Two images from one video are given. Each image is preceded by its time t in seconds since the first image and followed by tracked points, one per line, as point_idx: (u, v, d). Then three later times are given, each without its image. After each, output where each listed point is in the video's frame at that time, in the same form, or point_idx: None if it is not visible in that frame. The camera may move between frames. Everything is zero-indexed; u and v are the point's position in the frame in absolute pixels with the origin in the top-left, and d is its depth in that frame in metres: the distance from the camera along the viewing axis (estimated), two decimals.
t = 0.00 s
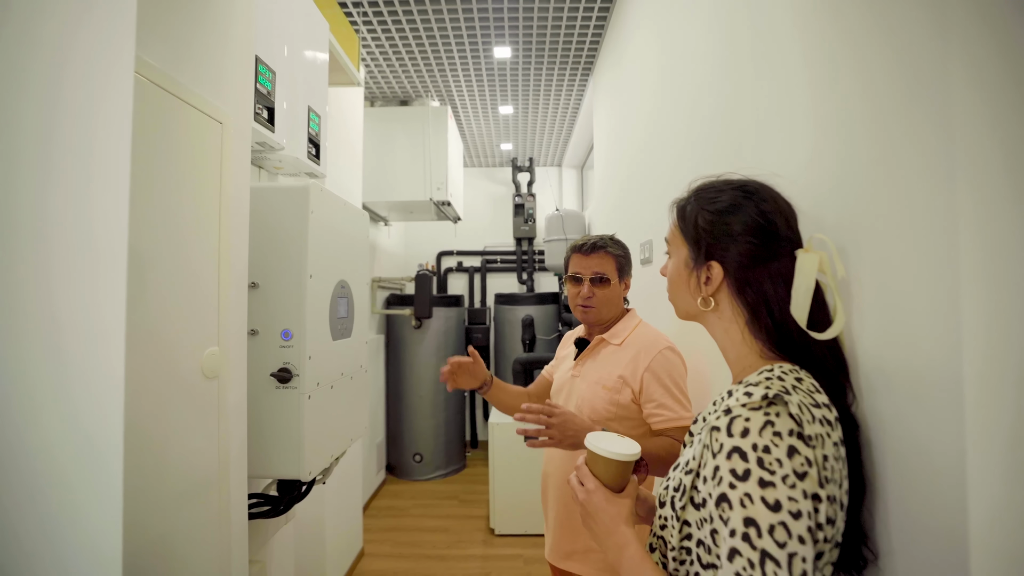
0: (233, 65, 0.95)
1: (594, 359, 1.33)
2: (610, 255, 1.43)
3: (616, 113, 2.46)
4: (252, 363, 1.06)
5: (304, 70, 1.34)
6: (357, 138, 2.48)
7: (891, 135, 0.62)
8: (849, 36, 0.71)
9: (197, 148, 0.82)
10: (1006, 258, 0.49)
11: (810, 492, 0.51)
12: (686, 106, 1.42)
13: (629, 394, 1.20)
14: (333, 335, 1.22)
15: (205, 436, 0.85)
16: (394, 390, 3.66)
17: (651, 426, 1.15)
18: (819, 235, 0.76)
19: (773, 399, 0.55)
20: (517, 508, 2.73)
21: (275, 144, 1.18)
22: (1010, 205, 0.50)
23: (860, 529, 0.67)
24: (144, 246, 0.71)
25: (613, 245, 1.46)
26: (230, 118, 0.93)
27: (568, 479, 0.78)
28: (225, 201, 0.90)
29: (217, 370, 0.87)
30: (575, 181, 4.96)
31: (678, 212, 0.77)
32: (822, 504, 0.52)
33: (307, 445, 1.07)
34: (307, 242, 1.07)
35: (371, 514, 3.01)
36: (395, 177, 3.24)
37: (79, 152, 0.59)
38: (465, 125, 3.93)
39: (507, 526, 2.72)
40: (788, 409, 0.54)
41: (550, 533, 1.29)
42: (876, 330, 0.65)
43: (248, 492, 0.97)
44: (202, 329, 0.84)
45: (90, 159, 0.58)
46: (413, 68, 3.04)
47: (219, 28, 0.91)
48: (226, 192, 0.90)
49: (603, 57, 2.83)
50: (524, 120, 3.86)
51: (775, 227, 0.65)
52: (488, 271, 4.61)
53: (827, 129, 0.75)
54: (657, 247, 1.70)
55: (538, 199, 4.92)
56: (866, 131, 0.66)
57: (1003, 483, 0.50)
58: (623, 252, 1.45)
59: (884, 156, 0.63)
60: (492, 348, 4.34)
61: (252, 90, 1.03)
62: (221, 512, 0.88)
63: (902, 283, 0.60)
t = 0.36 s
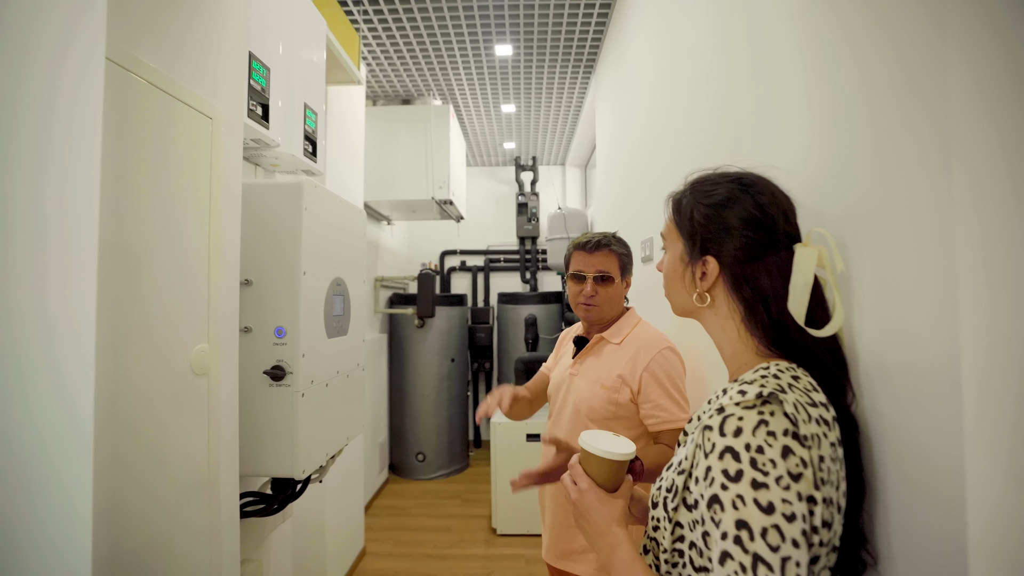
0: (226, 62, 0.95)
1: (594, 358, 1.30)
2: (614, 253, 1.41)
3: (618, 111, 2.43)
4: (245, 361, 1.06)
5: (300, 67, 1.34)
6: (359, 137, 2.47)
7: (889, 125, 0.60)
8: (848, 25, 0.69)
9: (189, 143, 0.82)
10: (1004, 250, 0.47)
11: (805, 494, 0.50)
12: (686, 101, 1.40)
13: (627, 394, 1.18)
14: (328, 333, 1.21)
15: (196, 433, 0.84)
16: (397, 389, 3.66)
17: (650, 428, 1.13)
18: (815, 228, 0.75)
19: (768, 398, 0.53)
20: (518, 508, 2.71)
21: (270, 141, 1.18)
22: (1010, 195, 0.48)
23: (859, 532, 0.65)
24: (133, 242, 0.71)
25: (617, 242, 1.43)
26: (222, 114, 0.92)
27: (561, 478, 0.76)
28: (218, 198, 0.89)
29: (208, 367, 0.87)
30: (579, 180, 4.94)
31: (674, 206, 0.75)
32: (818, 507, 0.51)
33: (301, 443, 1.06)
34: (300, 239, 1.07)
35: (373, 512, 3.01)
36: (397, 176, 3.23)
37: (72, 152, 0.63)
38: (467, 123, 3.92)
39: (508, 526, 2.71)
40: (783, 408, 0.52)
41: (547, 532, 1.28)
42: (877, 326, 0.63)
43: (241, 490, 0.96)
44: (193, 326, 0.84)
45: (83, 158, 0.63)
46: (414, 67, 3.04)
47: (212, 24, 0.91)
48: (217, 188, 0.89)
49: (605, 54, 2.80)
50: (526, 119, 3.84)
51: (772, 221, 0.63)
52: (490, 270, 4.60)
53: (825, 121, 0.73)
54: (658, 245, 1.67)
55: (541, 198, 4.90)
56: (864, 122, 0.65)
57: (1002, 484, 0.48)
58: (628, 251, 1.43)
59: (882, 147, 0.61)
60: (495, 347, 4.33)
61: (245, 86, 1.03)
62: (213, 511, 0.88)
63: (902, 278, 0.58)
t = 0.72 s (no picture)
0: (228, 63, 0.95)
1: (598, 359, 1.29)
2: (619, 252, 1.40)
3: (622, 109, 2.42)
4: (248, 360, 1.07)
5: (302, 67, 1.34)
6: (363, 137, 2.48)
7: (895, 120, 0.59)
8: (851, 18, 0.68)
9: (190, 143, 0.82)
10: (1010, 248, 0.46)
11: (804, 494, 0.49)
12: (689, 99, 1.39)
13: (633, 397, 1.17)
14: (331, 332, 1.21)
15: (197, 432, 0.85)
16: (401, 389, 3.67)
17: (657, 431, 1.13)
18: (816, 226, 0.75)
19: (767, 397, 0.52)
20: (523, 508, 2.71)
21: (273, 141, 1.18)
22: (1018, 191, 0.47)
23: (863, 533, 0.64)
24: (134, 242, 0.71)
25: (621, 241, 1.43)
26: (223, 114, 0.93)
27: (561, 478, 0.76)
28: (219, 198, 0.90)
29: (208, 366, 0.87)
30: (583, 180, 4.92)
31: (674, 205, 0.74)
32: (817, 507, 0.50)
33: (303, 442, 1.07)
34: (302, 239, 1.07)
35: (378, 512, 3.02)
36: (401, 177, 3.24)
37: (68, 151, 0.63)
38: (471, 123, 3.92)
39: (512, 526, 2.71)
40: (783, 407, 0.52)
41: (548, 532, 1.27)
42: (880, 325, 0.62)
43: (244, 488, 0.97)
44: (193, 325, 0.84)
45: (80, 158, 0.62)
46: (418, 67, 3.04)
47: (212, 25, 0.91)
48: (219, 187, 0.90)
49: (609, 53, 2.79)
50: (530, 118, 3.83)
51: (774, 219, 0.62)
52: (495, 270, 4.60)
53: (828, 117, 0.72)
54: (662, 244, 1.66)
55: (546, 198, 4.89)
56: (868, 117, 0.63)
57: (1008, 486, 0.47)
58: (632, 250, 1.42)
59: (887, 142, 0.60)
60: (500, 347, 4.33)
61: (247, 86, 1.03)
62: (215, 509, 0.88)
63: (907, 276, 0.57)
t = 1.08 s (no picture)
0: (232, 64, 0.97)
1: (601, 359, 1.29)
2: (622, 252, 1.39)
3: (626, 109, 2.42)
4: (252, 359, 1.07)
5: (307, 69, 1.35)
6: (368, 139, 2.50)
7: (903, 115, 0.57)
8: (854, 14, 0.67)
9: (193, 142, 0.83)
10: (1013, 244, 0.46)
11: (802, 491, 0.48)
12: (692, 98, 1.38)
13: (635, 397, 1.16)
14: (334, 332, 1.22)
15: (201, 430, 0.85)
16: (406, 390, 3.68)
17: (660, 431, 1.12)
18: (816, 223, 0.74)
19: (766, 394, 0.52)
20: (528, 509, 2.70)
21: (277, 142, 1.20)
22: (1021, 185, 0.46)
23: (868, 533, 0.63)
24: (137, 242, 0.72)
25: (624, 241, 1.42)
26: (228, 115, 0.94)
27: (562, 477, 0.76)
28: (224, 198, 0.91)
29: (213, 364, 0.88)
30: (588, 180, 4.91)
31: (673, 204, 0.74)
32: (816, 505, 0.49)
33: (306, 441, 1.07)
34: (306, 238, 1.08)
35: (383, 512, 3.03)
36: (406, 178, 3.26)
37: (70, 151, 0.63)
38: (476, 125, 3.93)
39: (517, 527, 2.70)
40: (782, 404, 0.51)
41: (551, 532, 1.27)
42: (882, 322, 0.61)
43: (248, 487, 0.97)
44: (196, 323, 0.84)
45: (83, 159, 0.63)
46: (423, 68, 3.06)
47: (216, 27, 0.92)
48: (223, 188, 0.91)
49: (613, 53, 2.78)
50: (535, 119, 3.83)
51: (772, 216, 0.62)
52: (500, 271, 4.60)
53: (832, 114, 0.71)
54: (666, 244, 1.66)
55: (551, 199, 4.89)
56: (872, 113, 0.62)
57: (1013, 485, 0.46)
58: (635, 249, 1.42)
59: (893, 138, 0.59)
60: (505, 348, 4.33)
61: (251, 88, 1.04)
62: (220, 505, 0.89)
63: (910, 272, 0.56)
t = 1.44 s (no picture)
0: (232, 61, 0.97)
1: (607, 357, 1.28)
2: (631, 250, 1.39)
3: (629, 107, 2.41)
4: (253, 355, 1.08)
5: (308, 67, 1.36)
6: (371, 138, 2.50)
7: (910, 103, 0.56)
8: (857, 3, 0.66)
9: (193, 138, 0.83)
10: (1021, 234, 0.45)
11: (805, 488, 0.47)
12: (694, 94, 1.37)
13: (641, 396, 1.16)
14: (335, 329, 1.22)
15: (202, 426, 0.86)
16: (410, 389, 3.68)
17: (665, 430, 1.11)
18: (816, 217, 0.73)
19: (767, 389, 0.51)
20: (531, 509, 2.69)
21: (279, 140, 1.20)
22: None
23: (871, 531, 0.62)
24: (135, 236, 0.72)
25: (633, 238, 1.41)
26: (228, 111, 0.94)
27: (563, 474, 0.75)
28: (224, 195, 0.91)
29: (212, 361, 0.88)
30: (592, 180, 4.90)
31: (672, 198, 0.73)
32: (819, 501, 0.48)
33: (307, 438, 1.07)
34: (306, 235, 1.08)
35: (386, 511, 3.04)
36: (409, 177, 3.26)
37: (67, 146, 0.63)
38: (479, 124, 3.93)
39: (520, 526, 2.69)
40: (784, 399, 0.50)
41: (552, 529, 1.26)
42: (885, 316, 0.60)
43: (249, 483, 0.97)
44: (197, 320, 0.85)
45: (79, 153, 0.63)
46: (426, 68, 3.06)
47: (215, 23, 0.92)
48: (223, 184, 0.91)
49: (616, 52, 2.77)
50: (538, 118, 3.82)
51: (772, 210, 0.60)
52: (503, 270, 4.60)
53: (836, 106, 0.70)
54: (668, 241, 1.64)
55: (554, 199, 4.88)
56: (876, 103, 0.61)
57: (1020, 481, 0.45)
58: (644, 248, 1.41)
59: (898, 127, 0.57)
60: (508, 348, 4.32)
61: (252, 85, 1.04)
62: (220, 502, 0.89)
63: (913, 266, 0.55)
